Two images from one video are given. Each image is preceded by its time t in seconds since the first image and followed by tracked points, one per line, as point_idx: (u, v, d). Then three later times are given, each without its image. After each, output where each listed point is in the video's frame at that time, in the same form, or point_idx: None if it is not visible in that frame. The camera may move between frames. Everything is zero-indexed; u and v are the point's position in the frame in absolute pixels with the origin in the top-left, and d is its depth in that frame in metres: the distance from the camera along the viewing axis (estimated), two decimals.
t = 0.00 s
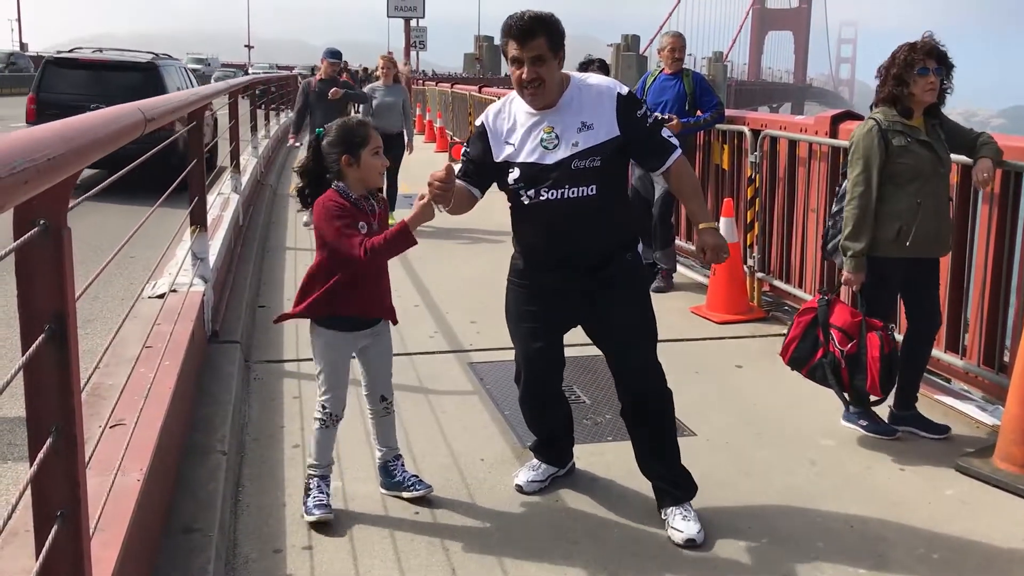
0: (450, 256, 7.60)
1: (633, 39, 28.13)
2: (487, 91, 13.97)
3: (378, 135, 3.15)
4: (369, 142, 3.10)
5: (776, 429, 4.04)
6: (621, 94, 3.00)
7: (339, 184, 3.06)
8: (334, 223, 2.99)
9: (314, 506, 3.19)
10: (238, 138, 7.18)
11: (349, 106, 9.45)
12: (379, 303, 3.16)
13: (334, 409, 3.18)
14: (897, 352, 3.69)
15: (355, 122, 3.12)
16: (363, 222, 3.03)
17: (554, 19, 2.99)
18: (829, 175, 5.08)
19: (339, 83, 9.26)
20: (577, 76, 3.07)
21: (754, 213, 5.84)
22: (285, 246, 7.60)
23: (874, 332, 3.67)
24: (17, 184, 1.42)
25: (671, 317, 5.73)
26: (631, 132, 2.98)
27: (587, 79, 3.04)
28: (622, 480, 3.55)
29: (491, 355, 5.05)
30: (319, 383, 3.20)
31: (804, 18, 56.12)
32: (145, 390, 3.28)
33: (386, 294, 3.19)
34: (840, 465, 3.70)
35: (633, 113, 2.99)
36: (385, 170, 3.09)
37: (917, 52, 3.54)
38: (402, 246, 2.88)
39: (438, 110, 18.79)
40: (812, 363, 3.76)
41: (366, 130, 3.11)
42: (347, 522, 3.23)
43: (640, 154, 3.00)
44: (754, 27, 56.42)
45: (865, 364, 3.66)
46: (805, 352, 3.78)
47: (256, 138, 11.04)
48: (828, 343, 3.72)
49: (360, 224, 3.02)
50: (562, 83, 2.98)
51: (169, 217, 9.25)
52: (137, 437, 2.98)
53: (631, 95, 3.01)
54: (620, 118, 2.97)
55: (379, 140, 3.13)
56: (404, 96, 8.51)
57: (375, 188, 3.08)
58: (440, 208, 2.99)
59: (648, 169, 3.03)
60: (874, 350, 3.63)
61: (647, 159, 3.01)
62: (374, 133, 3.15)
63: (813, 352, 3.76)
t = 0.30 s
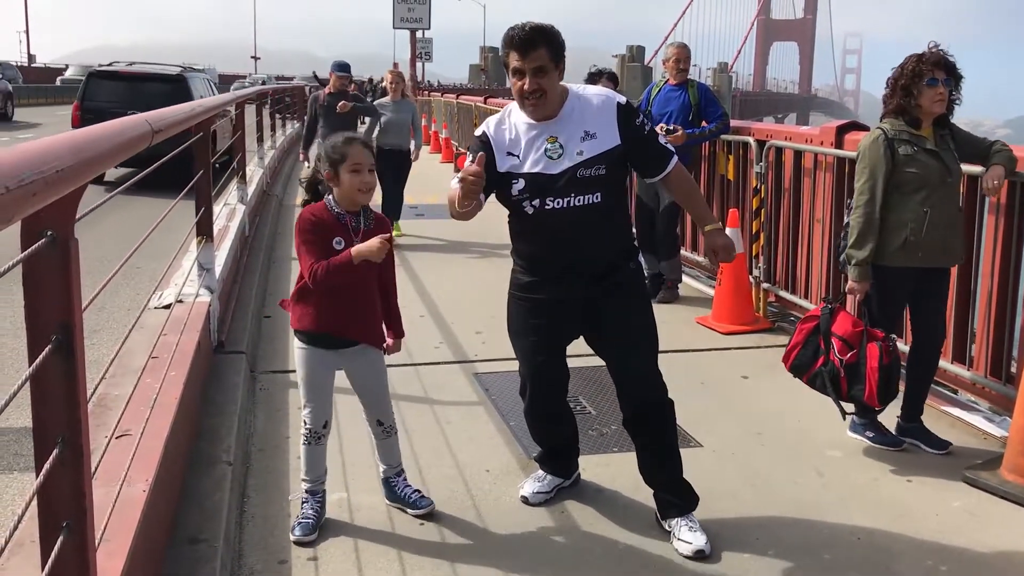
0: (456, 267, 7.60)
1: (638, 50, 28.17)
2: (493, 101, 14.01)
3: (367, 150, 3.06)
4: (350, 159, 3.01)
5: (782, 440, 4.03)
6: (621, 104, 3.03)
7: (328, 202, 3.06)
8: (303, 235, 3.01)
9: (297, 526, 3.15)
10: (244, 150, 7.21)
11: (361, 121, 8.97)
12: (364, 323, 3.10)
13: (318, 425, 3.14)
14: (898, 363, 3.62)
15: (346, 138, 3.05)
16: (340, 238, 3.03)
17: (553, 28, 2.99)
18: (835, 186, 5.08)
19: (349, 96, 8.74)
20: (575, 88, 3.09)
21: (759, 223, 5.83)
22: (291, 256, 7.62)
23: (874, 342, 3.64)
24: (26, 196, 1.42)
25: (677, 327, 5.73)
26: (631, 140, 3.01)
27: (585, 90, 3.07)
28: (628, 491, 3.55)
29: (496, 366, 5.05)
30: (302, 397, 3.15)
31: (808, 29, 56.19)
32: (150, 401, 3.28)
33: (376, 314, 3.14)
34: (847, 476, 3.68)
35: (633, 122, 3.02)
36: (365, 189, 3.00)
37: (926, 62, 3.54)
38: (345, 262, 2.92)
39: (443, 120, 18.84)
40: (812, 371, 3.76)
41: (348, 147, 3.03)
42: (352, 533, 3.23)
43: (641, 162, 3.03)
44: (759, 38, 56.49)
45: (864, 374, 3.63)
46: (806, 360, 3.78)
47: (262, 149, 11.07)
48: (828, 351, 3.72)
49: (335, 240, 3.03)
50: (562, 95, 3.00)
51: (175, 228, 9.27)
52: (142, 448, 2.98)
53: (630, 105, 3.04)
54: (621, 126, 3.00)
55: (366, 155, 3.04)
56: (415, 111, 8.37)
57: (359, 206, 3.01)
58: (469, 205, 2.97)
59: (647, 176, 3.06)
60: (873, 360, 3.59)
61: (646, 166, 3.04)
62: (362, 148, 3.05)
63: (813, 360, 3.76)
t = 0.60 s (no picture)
0: (461, 275, 7.61)
1: (644, 58, 28.22)
2: (498, 109, 14.04)
3: (361, 158, 2.97)
4: (341, 166, 2.95)
5: (788, 448, 4.02)
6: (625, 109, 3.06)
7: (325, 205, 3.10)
8: (299, 237, 3.04)
9: (304, 534, 3.15)
10: (251, 158, 7.23)
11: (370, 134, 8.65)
12: (353, 325, 3.03)
13: (318, 434, 3.14)
14: (902, 370, 3.61)
15: (342, 145, 2.99)
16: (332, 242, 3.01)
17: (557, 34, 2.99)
18: (841, 194, 5.08)
19: (358, 109, 8.30)
20: (577, 95, 3.10)
21: (765, 231, 5.83)
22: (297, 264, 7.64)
23: (878, 348, 3.63)
24: (36, 206, 1.44)
25: (682, 335, 5.72)
26: (635, 144, 3.04)
27: (588, 96, 3.08)
28: (635, 499, 3.54)
29: (502, 373, 5.05)
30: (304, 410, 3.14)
31: (813, 36, 56.23)
32: (158, 408, 3.29)
33: (370, 320, 3.06)
34: (853, 484, 3.68)
35: (637, 127, 3.05)
36: (350, 197, 2.93)
37: (937, 70, 3.54)
38: (316, 245, 2.96)
39: (449, 128, 18.88)
40: (816, 375, 3.75)
41: (339, 156, 2.96)
42: (358, 541, 3.23)
43: (645, 166, 3.07)
44: (765, 46, 56.53)
45: (867, 379, 3.63)
46: (810, 365, 3.78)
47: (268, 157, 11.11)
48: (833, 356, 3.70)
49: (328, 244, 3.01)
50: (566, 102, 2.99)
51: (182, 236, 9.30)
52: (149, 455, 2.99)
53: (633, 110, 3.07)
54: (626, 131, 3.02)
55: (357, 165, 2.95)
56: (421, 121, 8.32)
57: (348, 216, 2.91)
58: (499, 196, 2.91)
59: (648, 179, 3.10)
60: (874, 366, 3.59)
61: (647, 170, 3.08)
62: (354, 156, 2.97)
63: (819, 364, 3.75)
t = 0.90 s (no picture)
0: (470, 285, 7.63)
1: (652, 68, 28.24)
2: (506, 120, 14.08)
3: (363, 172, 2.99)
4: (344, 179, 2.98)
5: (798, 458, 4.02)
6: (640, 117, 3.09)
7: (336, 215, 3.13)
8: (307, 246, 3.06)
9: (313, 543, 3.17)
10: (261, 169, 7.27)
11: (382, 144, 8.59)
12: (358, 335, 3.04)
13: (332, 441, 3.14)
14: (911, 378, 3.57)
15: (346, 157, 3.01)
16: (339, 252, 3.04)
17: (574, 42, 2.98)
18: (850, 203, 5.08)
19: (369, 119, 8.27)
20: (594, 104, 3.10)
21: (773, 240, 5.83)
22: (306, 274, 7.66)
23: (888, 355, 3.61)
24: (51, 218, 1.45)
25: (691, 345, 5.72)
26: (651, 152, 3.07)
27: (603, 104, 3.09)
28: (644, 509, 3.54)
29: (511, 383, 5.06)
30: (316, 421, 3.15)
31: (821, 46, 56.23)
32: (169, 418, 3.31)
33: (376, 330, 3.06)
34: (863, 494, 3.67)
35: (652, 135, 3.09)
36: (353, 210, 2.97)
37: (955, 77, 3.55)
38: (321, 253, 2.99)
39: (457, 139, 18.93)
40: (827, 381, 3.77)
41: (341, 170, 2.99)
42: (368, 550, 3.23)
43: (659, 176, 3.10)
44: (772, 55, 56.54)
45: (875, 386, 3.62)
46: (824, 370, 3.79)
47: (278, 168, 11.15)
48: (844, 362, 3.71)
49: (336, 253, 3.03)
50: (582, 111, 2.98)
51: (192, 247, 9.34)
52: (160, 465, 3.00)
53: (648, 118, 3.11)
54: (643, 141, 3.05)
55: (358, 178, 2.98)
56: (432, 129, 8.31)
57: (348, 229, 2.98)
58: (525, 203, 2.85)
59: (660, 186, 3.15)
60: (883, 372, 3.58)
61: (659, 179, 3.12)
62: (356, 170, 2.99)
63: (830, 370, 3.77)
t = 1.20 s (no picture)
0: (476, 292, 7.62)
1: (657, 75, 28.24)
2: (512, 126, 14.08)
3: (367, 180, 2.97)
4: (347, 187, 2.97)
5: (807, 465, 3.99)
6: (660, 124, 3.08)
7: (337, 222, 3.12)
8: (311, 253, 3.06)
9: (319, 552, 3.14)
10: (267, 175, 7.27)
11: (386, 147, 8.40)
12: (363, 343, 3.02)
13: (340, 449, 3.13)
14: (922, 383, 3.55)
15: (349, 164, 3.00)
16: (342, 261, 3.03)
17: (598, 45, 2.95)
18: (858, 209, 5.06)
19: (377, 125, 8.21)
20: (614, 109, 3.09)
21: (781, 246, 5.81)
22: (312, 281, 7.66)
23: (898, 358, 3.59)
24: (57, 224, 1.44)
25: (698, 351, 5.70)
26: (670, 161, 3.05)
27: (623, 109, 3.07)
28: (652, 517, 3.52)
29: (517, 390, 5.04)
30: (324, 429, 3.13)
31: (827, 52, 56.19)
32: (174, 425, 3.29)
33: (382, 338, 3.04)
34: (872, 502, 3.64)
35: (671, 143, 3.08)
36: (357, 218, 2.95)
37: (970, 81, 3.53)
38: (326, 262, 2.97)
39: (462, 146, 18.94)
40: (839, 387, 3.74)
41: (345, 178, 2.97)
42: (373, 558, 3.21)
43: (679, 183, 3.09)
44: (778, 61, 56.52)
45: (885, 390, 3.59)
46: (836, 376, 3.76)
47: (284, 174, 11.16)
48: (855, 367, 3.69)
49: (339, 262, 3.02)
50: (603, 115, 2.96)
51: (197, 253, 9.34)
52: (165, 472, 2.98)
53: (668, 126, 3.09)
54: (662, 148, 3.03)
55: (362, 187, 2.96)
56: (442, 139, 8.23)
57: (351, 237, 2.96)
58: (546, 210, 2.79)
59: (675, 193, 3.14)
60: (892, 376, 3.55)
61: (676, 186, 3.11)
62: (360, 178, 2.97)
63: (842, 376, 3.74)
